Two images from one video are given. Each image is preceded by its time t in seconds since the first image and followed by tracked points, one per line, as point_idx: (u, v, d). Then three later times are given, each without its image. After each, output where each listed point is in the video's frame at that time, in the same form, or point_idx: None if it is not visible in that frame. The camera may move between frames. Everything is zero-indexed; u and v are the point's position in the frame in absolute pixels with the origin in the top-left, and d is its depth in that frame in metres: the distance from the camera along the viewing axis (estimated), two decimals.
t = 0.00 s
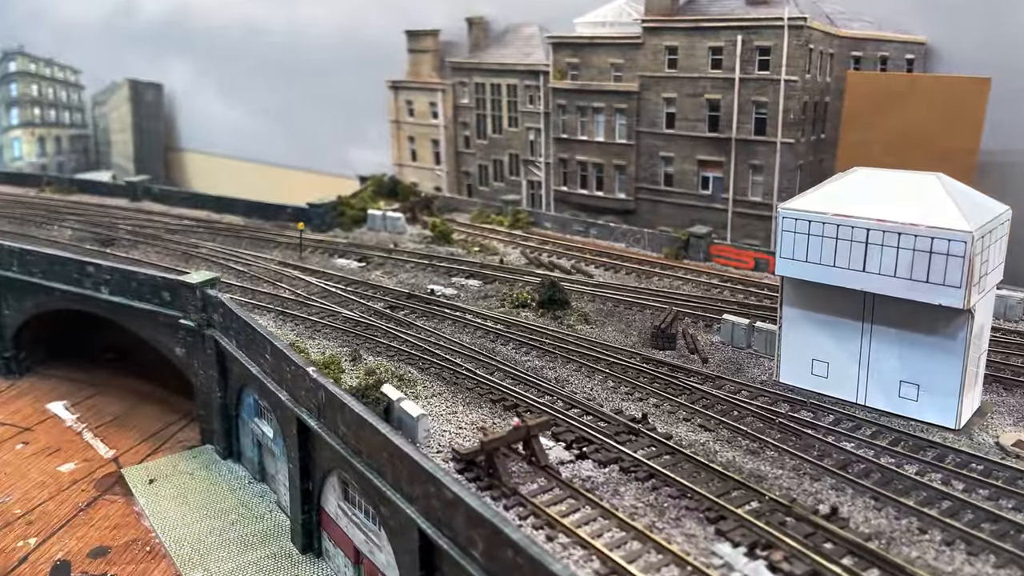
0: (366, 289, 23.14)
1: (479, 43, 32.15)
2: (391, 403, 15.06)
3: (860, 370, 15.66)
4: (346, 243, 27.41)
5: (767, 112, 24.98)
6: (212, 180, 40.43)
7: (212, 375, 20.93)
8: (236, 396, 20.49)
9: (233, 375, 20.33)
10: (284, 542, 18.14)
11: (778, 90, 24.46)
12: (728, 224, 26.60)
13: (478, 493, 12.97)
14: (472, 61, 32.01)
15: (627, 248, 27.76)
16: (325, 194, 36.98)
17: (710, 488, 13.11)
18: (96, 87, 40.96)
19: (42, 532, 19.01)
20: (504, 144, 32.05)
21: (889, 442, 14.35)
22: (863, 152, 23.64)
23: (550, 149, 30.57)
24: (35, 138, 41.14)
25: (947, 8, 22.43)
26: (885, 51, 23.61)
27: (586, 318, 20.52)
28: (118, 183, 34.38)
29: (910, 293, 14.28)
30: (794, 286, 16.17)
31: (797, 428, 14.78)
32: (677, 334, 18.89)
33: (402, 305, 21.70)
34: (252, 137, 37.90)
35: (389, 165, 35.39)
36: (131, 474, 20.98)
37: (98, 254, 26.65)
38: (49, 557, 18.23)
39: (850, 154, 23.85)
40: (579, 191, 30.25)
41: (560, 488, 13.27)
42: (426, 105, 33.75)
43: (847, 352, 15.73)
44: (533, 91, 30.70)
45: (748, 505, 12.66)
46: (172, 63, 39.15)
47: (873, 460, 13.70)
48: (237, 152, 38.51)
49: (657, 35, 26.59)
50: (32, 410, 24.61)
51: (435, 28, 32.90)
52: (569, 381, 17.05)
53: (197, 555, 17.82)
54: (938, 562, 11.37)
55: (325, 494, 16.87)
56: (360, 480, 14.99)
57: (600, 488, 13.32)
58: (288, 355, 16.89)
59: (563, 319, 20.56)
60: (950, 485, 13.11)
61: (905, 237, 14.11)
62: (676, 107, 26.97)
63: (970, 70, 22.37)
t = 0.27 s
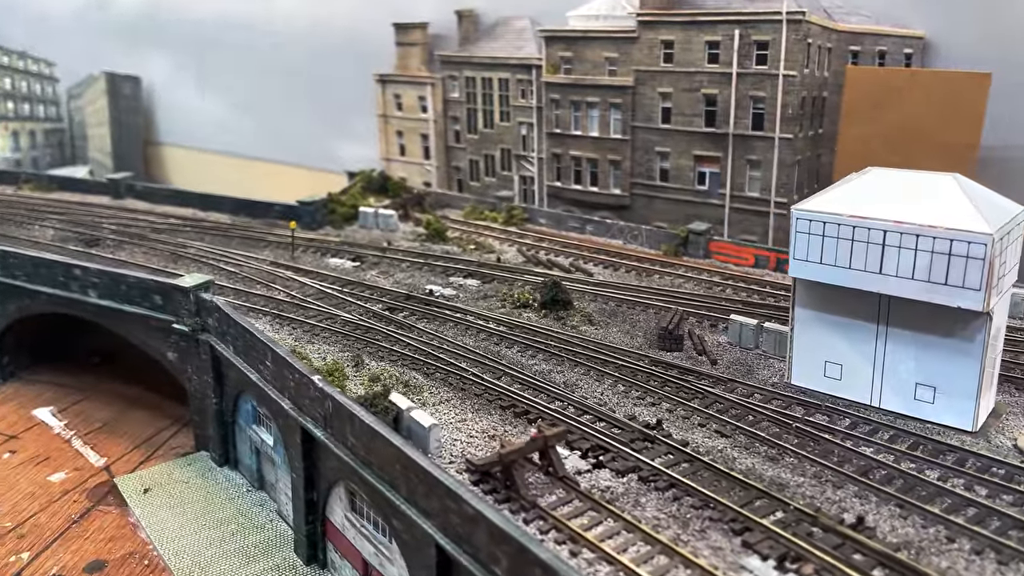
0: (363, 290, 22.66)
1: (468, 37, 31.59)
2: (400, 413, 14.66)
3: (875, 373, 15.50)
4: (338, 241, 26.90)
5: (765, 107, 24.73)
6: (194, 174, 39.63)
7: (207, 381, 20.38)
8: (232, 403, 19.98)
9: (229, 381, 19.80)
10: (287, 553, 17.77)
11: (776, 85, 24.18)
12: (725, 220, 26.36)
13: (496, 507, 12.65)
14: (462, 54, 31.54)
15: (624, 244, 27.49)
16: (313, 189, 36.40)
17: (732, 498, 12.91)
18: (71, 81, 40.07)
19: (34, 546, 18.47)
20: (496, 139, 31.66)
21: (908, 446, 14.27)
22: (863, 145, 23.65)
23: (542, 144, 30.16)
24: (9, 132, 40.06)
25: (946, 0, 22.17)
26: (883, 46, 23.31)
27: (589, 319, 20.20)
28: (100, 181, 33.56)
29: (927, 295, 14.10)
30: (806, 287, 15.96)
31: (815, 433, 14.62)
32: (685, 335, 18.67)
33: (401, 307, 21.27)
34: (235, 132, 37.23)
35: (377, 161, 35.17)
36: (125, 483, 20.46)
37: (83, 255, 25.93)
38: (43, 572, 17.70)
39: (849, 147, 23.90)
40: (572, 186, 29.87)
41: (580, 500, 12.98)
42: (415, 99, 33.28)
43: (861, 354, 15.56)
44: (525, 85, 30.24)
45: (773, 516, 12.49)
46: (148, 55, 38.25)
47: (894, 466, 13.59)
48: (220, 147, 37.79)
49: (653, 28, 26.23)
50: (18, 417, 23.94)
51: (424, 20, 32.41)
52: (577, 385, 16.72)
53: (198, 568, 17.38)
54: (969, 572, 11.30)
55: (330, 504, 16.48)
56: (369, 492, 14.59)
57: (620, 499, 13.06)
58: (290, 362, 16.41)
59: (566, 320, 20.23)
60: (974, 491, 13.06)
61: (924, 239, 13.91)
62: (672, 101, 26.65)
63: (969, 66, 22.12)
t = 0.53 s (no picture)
0: (360, 290, 22.30)
1: (459, 30, 31.25)
2: (409, 419, 14.36)
3: (885, 372, 15.41)
4: (332, 239, 26.52)
5: (762, 102, 24.58)
6: (179, 170, 39.01)
7: (203, 385, 19.95)
8: (230, 408, 19.59)
9: (226, 386, 19.41)
10: (290, 561, 17.45)
11: (774, 80, 24.02)
12: (721, 216, 26.22)
13: (513, 516, 12.42)
14: (453, 49, 31.25)
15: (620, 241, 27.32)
16: (302, 188, 35.94)
17: (751, 503, 12.76)
18: (46, 75, 39.30)
19: (28, 558, 18.01)
20: (488, 134, 31.42)
21: (922, 446, 14.19)
22: (861, 141, 23.50)
23: (536, 139, 29.94)
24: None
25: None
26: (881, 40, 23.16)
27: (592, 318, 20.00)
28: (82, 178, 32.82)
29: (941, 295, 13.99)
30: (816, 287, 15.84)
31: (828, 434, 14.51)
32: (690, 334, 18.53)
33: (400, 308, 20.94)
34: (220, 127, 36.77)
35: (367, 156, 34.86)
36: (119, 491, 20.02)
37: (69, 256, 25.33)
38: None
39: (847, 143, 23.71)
40: (566, 182, 29.65)
41: (597, 507, 12.78)
42: (404, 93, 32.87)
43: (872, 354, 15.47)
44: (518, 79, 29.99)
45: (793, 521, 12.35)
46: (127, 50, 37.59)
47: (910, 467, 13.50)
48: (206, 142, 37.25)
49: (648, 22, 26.00)
50: (4, 423, 23.37)
51: (413, 13, 32.06)
52: (585, 388, 16.52)
53: None
54: None
55: (336, 512, 16.18)
56: (379, 501, 14.30)
57: (637, 506, 12.86)
58: (294, 368, 16.06)
59: (569, 319, 20.02)
60: (991, 492, 13.00)
61: (938, 238, 13.80)
62: (668, 96, 26.47)
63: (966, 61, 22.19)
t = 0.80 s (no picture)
0: (358, 290, 21.97)
1: (450, 22, 31.31)
2: (420, 426, 14.10)
3: (896, 372, 15.34)
4: (326, 237, 26.18)
5: (760, 96, 24.42)
6: (167, 166, 38.59)
7: (200, 389, 19.58)
8: (228, 412, 19.24)
9: (224, 390, 19.06)
10: (295, 569, 17.21)
11: (772, 74, 23.83)
12: (719, 210, 26.10)
13: (531, 525, 12.24)
14: (445, 41, 30.94)
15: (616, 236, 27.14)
16: (294, 185, 35.65)
17: (770, 508, 12.66)
18: (26, 66, 39.03)
19: (25, 569, 17.65)
20: (481, 128, 31.17)
21: (936, 447, 14.15)
22: (859, 136, 23.30)
23: (530, 133, 29.72)
24: None
25: None
26: (877, 33, 23.30)
27: (596, 317, 19.83)
28: (65, 175, 32.13)
29: (955, 296, 13.89)
30: (826, 287, 15.72)
31: (842, 436, 14.43)
32: (696, 333, 18.40)
33: (400, 308, 20.65)
34: (208, 120, 36.36)
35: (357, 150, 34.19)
36: (115, 499, 19.68)
37: (56, 256, 24.78)
38: None
39: (845, 138, 23.49)
40: (561, 176, 29.45)
41: (615, 515, 12.62)
42: (395, 86, 32.55)
43: (882, 354, 15.38)
44: (511, 72, 29.72)
45: (814, 526, 12.26)
46: (109, 43, 37.24)
47: (926, 469, 13.45)
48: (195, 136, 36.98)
49: (645, 15, 25.75)
50: None
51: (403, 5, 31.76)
52: (594, 390, 16.34)
53: None
54: None
55: (343, 519, 15.93)
56: (390, 510, 14.06)
57: (655, 513, 12.72)
58: (298, 374, 15.75)
59: (572, 318, 19.83)
60: (1007, 493, 12.98)
61: (951, 238, 13.68)
62: (664, 90, 26.27)
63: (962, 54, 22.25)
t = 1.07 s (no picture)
0: (356, 289, 21.51)
1: (442, 11, 31.26)
2: (431, 435, 13.71)
3: (913, 373, 15.10)
4: (321, 233, 25.69)
5: (762, 88, 24.05)
6: (150, 157, 37.70)
7: (198, 393, 19.08)
8: (227, 417, 18.77)
9: (223, 394, 18.57)
10: None
11: (775, 65, 23.44)
12: (720, 203, 25.75)
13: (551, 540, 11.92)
14: (439, 31, 30.56)
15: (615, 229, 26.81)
16: (285, 179, 34.96)
17: (793, 518, 12.40)
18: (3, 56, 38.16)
19: None
20: (475, 119, 30.81)
21: (956, 451, 13.94)
22: (862, 128, 23.04)
23: (526, 124, 29.34)
24: None
25: None
26: (881, 24, 22.98)
27: (601, 316, 19.49)
28: (48, 169, 31.31)
29: (975, 297, 13.60)
30: (842, 287, 15.43)
31: (861, 440, 14.20)
32: (705, 332, 18.08)
33: (401, 308, 20.21)
34: (187, 109, 35.35)
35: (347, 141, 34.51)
36: (110, 506, 19.23)
37: (43, 255, 24.11)
38: None
39: (847, 130, 23.24)
40: (558, 169, 29.08)
41: (636, 527, 12.32)
42: (386, 76, 32.24)
43: (899, 355, 15.14)
44: (506, 62, 29.30)
45: (839, 537, 12.01)
46: (84, 30, 36.08)
47: (948, 474, 13.24)
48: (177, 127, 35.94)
49: (644, 5, 25.32)
50: None
51: None
52: (605, 394, 15.99)
53: None
54: None
55: (350, 528, 15.56)
56: (401, 522, 13.70)
57: (677, 524, 12.43)
58: (302, 381, 15.30)
59: (577, 318, 19.48)
60: None
61: (973, 239, 13.36)
62: (664, 81, 25.88)
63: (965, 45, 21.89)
